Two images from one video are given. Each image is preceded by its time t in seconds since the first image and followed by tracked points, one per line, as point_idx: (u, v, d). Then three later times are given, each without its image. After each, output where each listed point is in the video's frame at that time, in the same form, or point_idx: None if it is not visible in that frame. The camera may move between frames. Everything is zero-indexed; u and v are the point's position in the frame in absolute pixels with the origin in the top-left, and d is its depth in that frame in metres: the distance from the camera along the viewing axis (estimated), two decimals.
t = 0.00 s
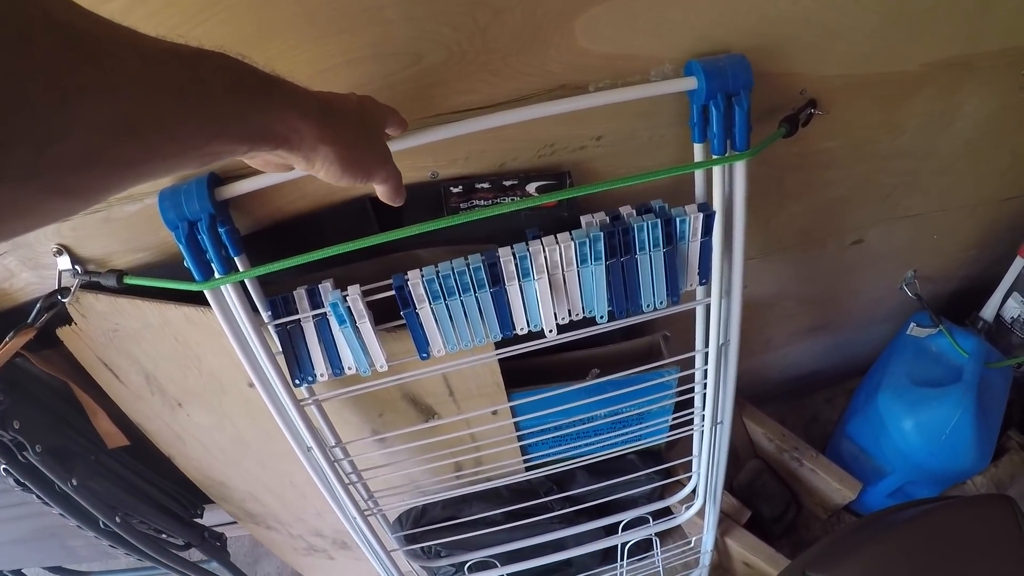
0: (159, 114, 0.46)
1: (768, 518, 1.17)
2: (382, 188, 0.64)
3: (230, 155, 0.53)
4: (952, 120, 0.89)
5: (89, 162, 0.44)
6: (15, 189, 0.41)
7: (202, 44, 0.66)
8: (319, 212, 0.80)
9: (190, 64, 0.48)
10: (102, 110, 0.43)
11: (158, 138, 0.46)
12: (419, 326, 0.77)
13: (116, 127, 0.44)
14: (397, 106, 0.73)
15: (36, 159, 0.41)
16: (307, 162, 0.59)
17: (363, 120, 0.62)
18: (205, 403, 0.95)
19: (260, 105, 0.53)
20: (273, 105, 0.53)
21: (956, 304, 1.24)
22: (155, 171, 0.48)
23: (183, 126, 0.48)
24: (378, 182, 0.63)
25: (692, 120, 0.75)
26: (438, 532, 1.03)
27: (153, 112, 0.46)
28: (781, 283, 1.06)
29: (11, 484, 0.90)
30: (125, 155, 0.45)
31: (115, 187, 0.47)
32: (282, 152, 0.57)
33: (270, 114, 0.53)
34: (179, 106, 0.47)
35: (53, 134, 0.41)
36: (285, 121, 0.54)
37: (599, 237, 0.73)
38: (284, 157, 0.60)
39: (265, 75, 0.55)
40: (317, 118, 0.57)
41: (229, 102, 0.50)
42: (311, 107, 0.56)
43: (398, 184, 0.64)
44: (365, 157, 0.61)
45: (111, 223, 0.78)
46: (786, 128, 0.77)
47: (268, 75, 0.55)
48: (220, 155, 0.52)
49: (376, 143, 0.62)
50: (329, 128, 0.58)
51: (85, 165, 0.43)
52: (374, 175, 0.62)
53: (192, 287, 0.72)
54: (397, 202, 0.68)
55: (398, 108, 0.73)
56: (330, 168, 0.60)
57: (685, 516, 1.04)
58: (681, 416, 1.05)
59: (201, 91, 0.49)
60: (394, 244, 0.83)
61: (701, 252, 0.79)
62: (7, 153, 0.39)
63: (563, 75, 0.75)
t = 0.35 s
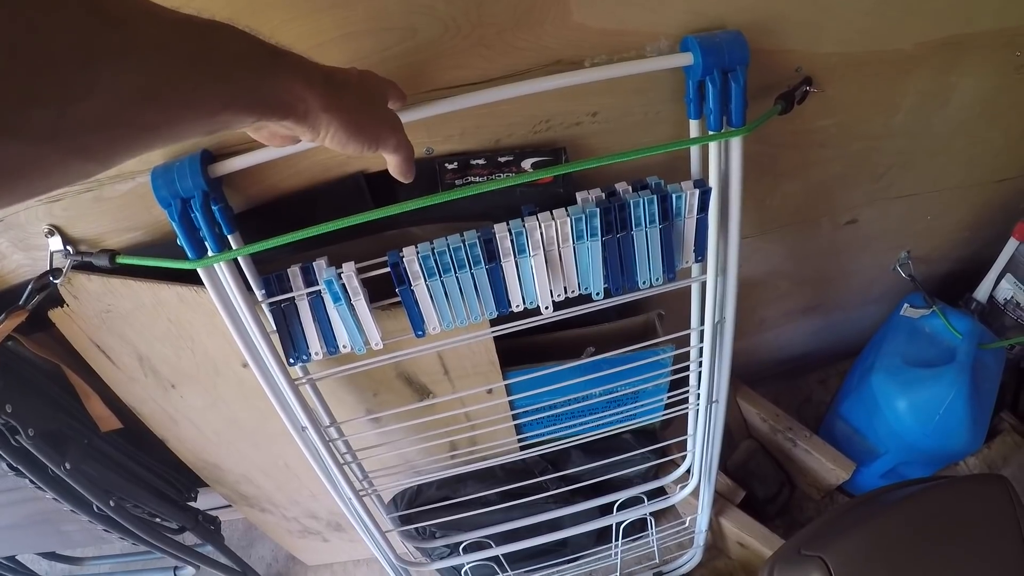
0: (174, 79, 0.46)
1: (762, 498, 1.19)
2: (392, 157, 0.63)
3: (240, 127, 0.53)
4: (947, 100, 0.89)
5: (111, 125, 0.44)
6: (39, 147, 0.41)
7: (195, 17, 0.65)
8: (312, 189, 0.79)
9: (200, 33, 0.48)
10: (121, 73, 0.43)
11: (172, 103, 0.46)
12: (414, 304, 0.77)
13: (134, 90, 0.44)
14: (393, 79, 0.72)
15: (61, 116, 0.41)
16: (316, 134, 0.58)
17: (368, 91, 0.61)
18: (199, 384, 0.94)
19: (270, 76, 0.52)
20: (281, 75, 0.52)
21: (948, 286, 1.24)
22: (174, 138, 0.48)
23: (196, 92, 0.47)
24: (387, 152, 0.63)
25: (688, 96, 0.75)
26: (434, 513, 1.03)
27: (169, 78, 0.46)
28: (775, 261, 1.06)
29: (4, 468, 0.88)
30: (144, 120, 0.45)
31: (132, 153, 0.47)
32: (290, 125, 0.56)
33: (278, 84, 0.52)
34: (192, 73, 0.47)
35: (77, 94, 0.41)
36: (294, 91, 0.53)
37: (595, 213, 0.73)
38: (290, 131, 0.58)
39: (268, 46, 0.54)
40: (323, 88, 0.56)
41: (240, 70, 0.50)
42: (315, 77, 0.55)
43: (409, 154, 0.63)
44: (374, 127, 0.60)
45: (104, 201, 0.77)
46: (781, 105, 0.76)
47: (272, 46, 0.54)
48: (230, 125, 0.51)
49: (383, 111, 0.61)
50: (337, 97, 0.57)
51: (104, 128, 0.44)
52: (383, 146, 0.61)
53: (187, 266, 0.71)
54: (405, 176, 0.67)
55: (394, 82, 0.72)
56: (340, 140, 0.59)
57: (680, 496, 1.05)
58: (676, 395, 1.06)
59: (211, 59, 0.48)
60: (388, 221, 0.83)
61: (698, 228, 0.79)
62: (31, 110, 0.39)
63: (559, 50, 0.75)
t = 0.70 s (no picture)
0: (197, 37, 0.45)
1: (760, 481, 1.21)
2: (413, 104, 0.64)
3: (254, 84, 0.53)
4: (951, 83, 0.89)
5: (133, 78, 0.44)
6: (63, 95, 0.41)
7: None
8: (315, 162, 0.78)
9: None
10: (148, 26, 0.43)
11: (193, 61, 0.46)
12: (417, 278, 0.77)
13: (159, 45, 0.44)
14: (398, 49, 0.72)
15: (86, 63, 0.41)
16: (328, 92, 0.58)
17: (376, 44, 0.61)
18: (199, 359, 0.92)
19: (287, 34, 0.51)
20: (296, 33, 0.52)
21: (946, 271, 1.25)
22: (191, 94, 0.48)
23: (217, 51, 0.47)
24: (405, 99, 0.64)
25: (693, 73, 0.75)
26: (432, 491, 1.03)
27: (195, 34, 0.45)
28: (776, 242, 1.06)
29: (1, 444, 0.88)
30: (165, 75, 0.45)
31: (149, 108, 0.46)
32: (303, 85, 0.55)
33: (295, 43, 0.52)
34: (212, 30, 0.46)
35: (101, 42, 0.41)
36: (308, 49, 0.53)
37: (599, 187, 0.73)
38: (300, 91, 0.58)
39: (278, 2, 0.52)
40: (332, 46, 0.56)
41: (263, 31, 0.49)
42: (323, 35, 0.55)
43: (432, 100, 0.64)
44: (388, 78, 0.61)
45: (106, 174, 0.75)
46: (786, 82, 0.76)
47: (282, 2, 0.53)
48: (243, 82, 0.51)
49: (395, 60, 0.61)
50: (348, 54, 0.57)
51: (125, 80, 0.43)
52: (401, 94, 0.62)
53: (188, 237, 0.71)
54: (420, 125, 0.68)
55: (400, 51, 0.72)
56: (354, 95, 0.59)
57: (678, 477, 1.05)
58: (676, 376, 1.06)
59: (231, 17, 0.47)
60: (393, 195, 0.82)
61: (701, 204, 0.79)
62: (58, 51, 0.39)
63: (565, 23, 0.75)
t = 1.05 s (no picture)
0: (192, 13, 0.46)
1: (760, 467, 1.21)
2: (410, 80, 0.62)
3: (249, 64, 0.52)
4: (948, 65, 0.88)
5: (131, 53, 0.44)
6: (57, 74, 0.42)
7: None
8: (310, 147, 0.77)
9: None
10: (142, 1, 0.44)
11: (188, 35, 0.46)
12: (413, 263, 0.76)
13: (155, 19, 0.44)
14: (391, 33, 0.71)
15: (84, 37, 0.42)
16: (324, 71, 0.57)
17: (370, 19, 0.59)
18: (196, 348, 0.91)
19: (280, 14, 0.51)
20: (289, 12, 0.51)
21: (944, 255, 1.25)
22: (186, 71, 0.48)
23: (211, 27, 0.47)
24: (402, 75, 0.62)
25: (688, 55, 0.74)
26: (432, 479, 1.03)
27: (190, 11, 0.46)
28: (772, 226, 1.06)
29: None
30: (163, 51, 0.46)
31: (147, 84, 0.47)
32: (298, 65, 0.55)
33: (289, 24, 0.51)
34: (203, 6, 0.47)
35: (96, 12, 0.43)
36: (303, 29, 0.52)
37: (595, 169, 0.73)
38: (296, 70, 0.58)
39: None
40: (328, 25, 0.55)
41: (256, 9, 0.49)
42: (319, 15, 0.54)
43: (430, 77, 0.62)
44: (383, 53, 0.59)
45: (101, 164, 0.73)
46: (780, 64, 0.75)
47: None
48: (237, 61, 0.51)
49: (389, 35, 0.59)
50: (344, 33, 0.56)
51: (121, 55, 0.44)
52: (397, 70, 0.60)
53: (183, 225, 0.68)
54: (421, 100, 0.66)
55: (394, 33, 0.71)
56: (350, 74, 0.58)
57: (677, 463, 1.05)
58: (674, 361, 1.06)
59: None
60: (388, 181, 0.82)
61: (697, 186, 0.79)
62: (57, 24, 0.41)
63: (558, 6, 0.74)
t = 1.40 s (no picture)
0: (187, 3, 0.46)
1: (759, 463, 1.21)
2: (409, 85, 0.61)
3: (248, 56, 0.52)
4: (946, 59, 0.88)
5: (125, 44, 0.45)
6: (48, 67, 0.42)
7: None
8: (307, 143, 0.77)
9: None
10: None
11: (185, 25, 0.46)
12: (410, 258, 0.76)
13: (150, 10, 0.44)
14: (388, 28, 0.71)
15: (75, 29, 0.42)
16: (320, 65, 0.56)
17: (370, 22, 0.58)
18: (195, 346, 0.91)
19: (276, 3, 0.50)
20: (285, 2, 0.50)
21: (942, 250, 1.25)
22: (185, 62, 0.48)
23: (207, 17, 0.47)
24: (400, 78, 0.61)
25: (684, 49, 0.74)
26: (430, 475, 1.03)
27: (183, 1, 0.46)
28: (770, 221, 1.06)
29: None
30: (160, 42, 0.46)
31: (149, 73, 0.47)
32: (294, 57, 0.54)
33: (286, 12, 0.50)
34: None
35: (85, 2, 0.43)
36: (299, 19, 0.51)
37: (592, 163, 0.73)
38: (292, 64, 0.57)
39: None
40: (326, 18, 0.54)
41: None
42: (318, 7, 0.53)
43: (427, 80, 0.61)
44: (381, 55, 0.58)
45: (99, 159, 0.73)
46: (778, 58, 0.74)
47: None
48: (237, 53, 0.51)
49: (388, 36, 0.59)
50: (342, 27, 0.55)
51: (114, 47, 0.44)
52: (395, 72, 0.59)
53: (180, 220, 0.68)
54: (421, 109, 0.65)
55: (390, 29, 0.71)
56: (347, 70, 0.57)
57: (675, 458, 1.05)
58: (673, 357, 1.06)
59: None
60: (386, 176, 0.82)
61: (694, 181, 0.79)
62: (49, 17, 0.41)
63: None
